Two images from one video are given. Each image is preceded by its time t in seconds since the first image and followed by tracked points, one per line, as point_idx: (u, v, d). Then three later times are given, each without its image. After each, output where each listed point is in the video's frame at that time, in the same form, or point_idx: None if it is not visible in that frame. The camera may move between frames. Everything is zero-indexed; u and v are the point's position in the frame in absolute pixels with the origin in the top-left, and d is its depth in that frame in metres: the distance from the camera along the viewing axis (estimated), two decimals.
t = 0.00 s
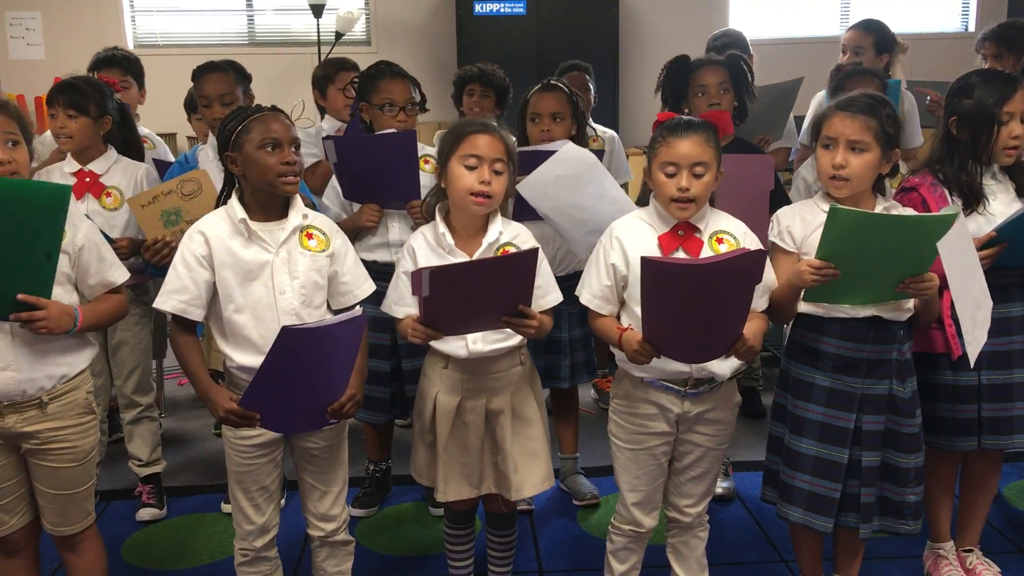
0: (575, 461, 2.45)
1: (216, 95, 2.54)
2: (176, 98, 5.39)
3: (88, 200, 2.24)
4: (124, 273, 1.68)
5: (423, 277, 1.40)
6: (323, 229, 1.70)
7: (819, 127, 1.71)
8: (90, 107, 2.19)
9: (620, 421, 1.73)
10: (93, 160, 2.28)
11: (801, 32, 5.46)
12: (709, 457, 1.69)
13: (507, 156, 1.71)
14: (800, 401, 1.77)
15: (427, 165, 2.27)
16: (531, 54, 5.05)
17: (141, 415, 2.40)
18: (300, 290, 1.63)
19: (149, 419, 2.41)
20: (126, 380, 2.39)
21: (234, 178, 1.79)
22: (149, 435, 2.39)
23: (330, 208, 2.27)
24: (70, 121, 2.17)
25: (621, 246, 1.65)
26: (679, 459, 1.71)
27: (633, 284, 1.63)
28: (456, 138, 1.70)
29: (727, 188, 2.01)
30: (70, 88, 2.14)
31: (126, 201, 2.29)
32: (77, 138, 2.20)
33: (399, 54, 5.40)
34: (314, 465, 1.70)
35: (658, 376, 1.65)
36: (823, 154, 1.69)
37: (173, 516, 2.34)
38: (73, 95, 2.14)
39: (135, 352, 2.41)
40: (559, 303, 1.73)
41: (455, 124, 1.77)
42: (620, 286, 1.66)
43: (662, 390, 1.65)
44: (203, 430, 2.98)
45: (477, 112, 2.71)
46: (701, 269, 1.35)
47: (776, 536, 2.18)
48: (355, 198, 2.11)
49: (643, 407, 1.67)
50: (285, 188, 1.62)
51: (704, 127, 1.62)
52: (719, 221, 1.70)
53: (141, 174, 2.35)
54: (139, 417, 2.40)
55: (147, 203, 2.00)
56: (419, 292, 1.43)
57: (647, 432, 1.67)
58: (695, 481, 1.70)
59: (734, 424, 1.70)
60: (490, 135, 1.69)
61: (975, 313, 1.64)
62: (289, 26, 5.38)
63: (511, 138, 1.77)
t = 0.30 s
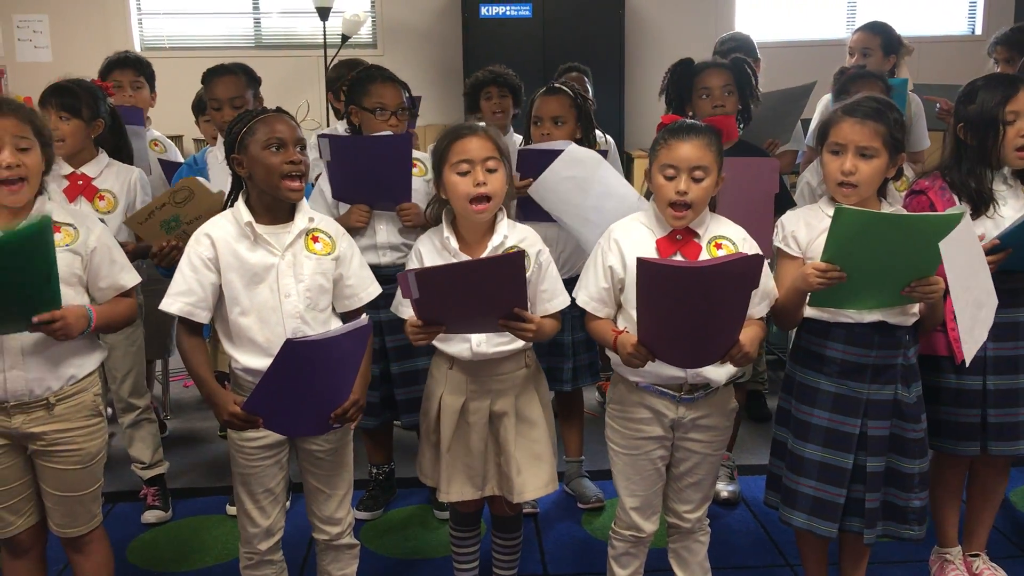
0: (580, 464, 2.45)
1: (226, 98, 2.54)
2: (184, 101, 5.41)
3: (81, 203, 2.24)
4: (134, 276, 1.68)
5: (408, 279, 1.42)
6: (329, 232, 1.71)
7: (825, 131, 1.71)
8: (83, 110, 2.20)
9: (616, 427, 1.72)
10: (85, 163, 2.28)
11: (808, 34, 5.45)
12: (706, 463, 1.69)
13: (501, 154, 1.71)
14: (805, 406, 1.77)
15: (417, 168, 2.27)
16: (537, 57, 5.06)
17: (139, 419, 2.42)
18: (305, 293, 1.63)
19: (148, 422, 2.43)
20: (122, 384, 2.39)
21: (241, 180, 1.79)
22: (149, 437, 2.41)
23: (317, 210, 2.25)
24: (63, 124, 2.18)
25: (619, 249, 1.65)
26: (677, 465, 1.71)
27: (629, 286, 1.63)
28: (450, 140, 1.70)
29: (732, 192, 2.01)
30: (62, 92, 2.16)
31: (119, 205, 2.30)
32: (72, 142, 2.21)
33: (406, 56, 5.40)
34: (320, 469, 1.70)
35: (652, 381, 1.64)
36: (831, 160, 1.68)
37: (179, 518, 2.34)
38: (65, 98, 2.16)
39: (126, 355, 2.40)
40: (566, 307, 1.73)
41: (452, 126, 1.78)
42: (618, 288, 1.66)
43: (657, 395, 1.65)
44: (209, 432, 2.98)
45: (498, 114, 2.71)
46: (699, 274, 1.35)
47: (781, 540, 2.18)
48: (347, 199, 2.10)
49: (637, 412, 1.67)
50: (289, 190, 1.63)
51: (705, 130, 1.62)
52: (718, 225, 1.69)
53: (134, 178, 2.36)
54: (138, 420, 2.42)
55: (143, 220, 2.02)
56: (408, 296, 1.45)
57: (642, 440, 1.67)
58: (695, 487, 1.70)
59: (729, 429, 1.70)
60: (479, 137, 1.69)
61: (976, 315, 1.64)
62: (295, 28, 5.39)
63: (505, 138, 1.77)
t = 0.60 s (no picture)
0: (584, 466, 2.44)
1: (232, 100, 2.55)
2: (190, 103, 5.43)
3: (82, 204, 2.25)
4: (144, 281, 1.69)
5: (394, 275, 1.46)
6: (333, 234, 1.71)
7: (828, 134, 1.70)
8: (85, 113, 2.20)
9: (611, 435, 1.71)
10: (86, 165, 2.30)
11: (813, 36, 5.44)
12: (703, 466, 1.69)
13: (499, 162, 1.71)
14: (810, 410, 1.77)
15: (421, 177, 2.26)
16: (542, 59, 5.06)
17: (142, 420, 2.42)
18: (310, 295, 1.63)
19: (151, 424, 2.43)
20: (122, 385, 2.39)
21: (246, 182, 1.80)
22: (151, 440, 2.42)
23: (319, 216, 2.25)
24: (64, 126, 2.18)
25: (615, 251, 1.65)
26: (673, 471, 1.71)
27: (626, 291, 1.64)
28: (450, 144, 1.70)
29: (736, 194, 2.01)
30: (68, 94, 2.16)
31: (118, 208, 2.31)
32: (71, 142, 2.21)
33: (412, 58, 5.41)
34: (324, 470, 1.70)
35: (649, 388, 1.64)
36: (837, 164, 1.68)
37: (184, 519, 2.35)
38: (68, 101, 2.16)
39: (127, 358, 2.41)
40: (564, 312, 1.72)
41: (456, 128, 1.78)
42: (613, 292, 1.66)
43: (655, 401, 1.64)
44: (214, 433, 2.99)
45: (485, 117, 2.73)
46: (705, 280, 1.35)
47: (786, 542, 2.18)
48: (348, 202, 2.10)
49: (633, 419, 1.67)
50: (294, 191, 1.63)
51: (705, 134, 1.63)
52: (713, 231, 1.71)
53: (135, 183, 2.38)
54: (139, 423, 2.41)
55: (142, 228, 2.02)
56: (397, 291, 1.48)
57: (640, 446, 1.66)
58: (692, 492, 1.70)
59: (723, 431, 1.70)
60: (479, 142, 1.69)
61: (982, 318, 1.63)
62: (301, 30, 5.40)
63: (505, 142, 1.77)
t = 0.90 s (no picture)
0: (588, 467, 2.44)
1: (237, 100, 2.55)
2: (195, 104, 5.44)
3: (98, 204, 2.26)
4: (151, 281, 1.69)
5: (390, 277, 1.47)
6: (337, 233, 1.71)
7: (835, 135, 1.69)
8: (98, 112, 2.21)
9: (617, 439, 1.70)
10: (102, 164, 2.30)
11: (818, 37, 5.44)
12: (710, 467, 1.69)
13: (506, 162, 1.71)
14: (813, 412, 1.76)
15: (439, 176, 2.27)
16: (547, 59, 5.06)
17: (153, 420, 2.43)
18: (315, 294, 1.64)
19: (161, 424, 2.44)
20: (134, 386, 2.42)
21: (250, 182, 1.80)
22: (160, 439, 2.42)
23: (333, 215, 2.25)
24: (76, 124, 2.19)
25: (620, 255, 1.64)
26: (680, 472, 1.71)
27: (635, 293, 1.63)
28: (457, 143, 1.70)
29: (741, 194, 2.01)
30: (83, 93, 2.17)
31: (134, 207, 2.31)
32: (82, 141, 2.21)
33: (417, 59, 5.42)
34: (328, 469, 1.70)
35: (659, 391, 1.63)
36: (845, 166, 1.67)
37: (188, 520, 2.35)
38: (82, 99, 2.17)
39: (143, 355, 2.45)
40: (562, 318, 1.72)
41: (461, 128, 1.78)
42: (618, 296, 1.66)
43: (663, 404, 1.64)
44: (219, 434, 3.00)
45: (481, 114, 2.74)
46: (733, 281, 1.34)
47: (790, 544, 2.17)
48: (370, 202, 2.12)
49: (638, 421, 1.66)
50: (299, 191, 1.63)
51: (707, 135, 1.63)
52: (715, 232, 1.72)
53: (150, 180, 2.38)
54: (149, 422, 2.42)
55: (143, 224, 2.00)
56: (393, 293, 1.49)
57: (648, 450, 1.66)
58: (697, 492, 1.70)
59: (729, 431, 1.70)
60: (486, 141, 1.69)
61: (989, 319, 1.64)
62: (306, 31, 5.41)
63: (513, 143, 1.77)
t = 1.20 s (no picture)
0: (593, 466, 2.44)
1: (241, 100, 2.56)
2: (199, 103, 5.44)
3: (117, 204, 2.26)
4: (159, 282, 1.69)
5: (406, 275, 1.45)
6: (343, 233, 1.71)
7: (843, 134, 1.69)
8: (119, 111, 2.24)
9: (636, 440, 1.70)
10: (125, 163, 2.30)
11: (821, 36, 5.43)
12: (725, 466, 1.70)
13: (518, 162, 1.71)
14: (815, 410, 1.76)
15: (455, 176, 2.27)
16: (551, 59, 5.06)
17: (164, 418, 2.44)
18: (321, 294, 1.64)
19: (172, 422, 2.44)
20: (151, 383, 2.43)
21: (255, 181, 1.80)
22: (170, 437, 2.42)
23: (352, 214, 2.25)
24: (99, 124, 2.22)
25: (636, 257, 1.64)
26: (695, 469, 1.71)
27: (651, 295, 1.63)
28: (471, 141, 1.71)
29: (747, 194, 2.01)
30: (103, 93, 2.21)
31: (155, 206, 2.31)
32: (104, 141, 2.24)
33: (420, 58, 5.42)
34: (332, 467, 1.70)
35: (680, 391, 1.63)
36: (855, 165, 1.66)
37: (194, 519, 2.35)
38: (102, 99, 2.21)
39: (160, 353, 2.44)
40: (570, 317, 1.71)
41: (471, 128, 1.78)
42: (636, 297, 1.65)
43: (683, 404, 1.64)
44: (223, 433, 3.00)
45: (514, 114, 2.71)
46: (752, 281, 1.33)
47: (795, 543, 2.17)
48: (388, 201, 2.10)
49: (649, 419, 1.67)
50: (304, 191, 1.63)
51: (716, 134, 1.64)
52: (728, 230, 1.72)
53: (170, 180, 2.37)
54: (162, 419, 2.43)
55: (153, 229, 2.02)
56: (407, 290, 1.48)
57: (669, 451, 1.66)
58: (709, 491, 1.71)
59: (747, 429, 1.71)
60: (501, 141, 1.69)
61: (994, 321, 1.63)
62: (310, 31, 5.41)
63: (526, 144, 1.77)
